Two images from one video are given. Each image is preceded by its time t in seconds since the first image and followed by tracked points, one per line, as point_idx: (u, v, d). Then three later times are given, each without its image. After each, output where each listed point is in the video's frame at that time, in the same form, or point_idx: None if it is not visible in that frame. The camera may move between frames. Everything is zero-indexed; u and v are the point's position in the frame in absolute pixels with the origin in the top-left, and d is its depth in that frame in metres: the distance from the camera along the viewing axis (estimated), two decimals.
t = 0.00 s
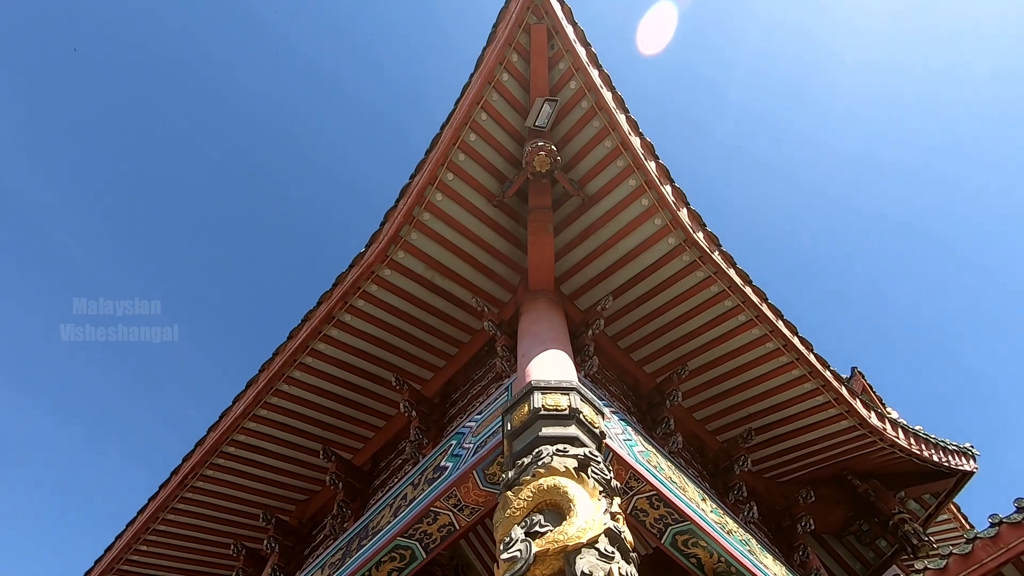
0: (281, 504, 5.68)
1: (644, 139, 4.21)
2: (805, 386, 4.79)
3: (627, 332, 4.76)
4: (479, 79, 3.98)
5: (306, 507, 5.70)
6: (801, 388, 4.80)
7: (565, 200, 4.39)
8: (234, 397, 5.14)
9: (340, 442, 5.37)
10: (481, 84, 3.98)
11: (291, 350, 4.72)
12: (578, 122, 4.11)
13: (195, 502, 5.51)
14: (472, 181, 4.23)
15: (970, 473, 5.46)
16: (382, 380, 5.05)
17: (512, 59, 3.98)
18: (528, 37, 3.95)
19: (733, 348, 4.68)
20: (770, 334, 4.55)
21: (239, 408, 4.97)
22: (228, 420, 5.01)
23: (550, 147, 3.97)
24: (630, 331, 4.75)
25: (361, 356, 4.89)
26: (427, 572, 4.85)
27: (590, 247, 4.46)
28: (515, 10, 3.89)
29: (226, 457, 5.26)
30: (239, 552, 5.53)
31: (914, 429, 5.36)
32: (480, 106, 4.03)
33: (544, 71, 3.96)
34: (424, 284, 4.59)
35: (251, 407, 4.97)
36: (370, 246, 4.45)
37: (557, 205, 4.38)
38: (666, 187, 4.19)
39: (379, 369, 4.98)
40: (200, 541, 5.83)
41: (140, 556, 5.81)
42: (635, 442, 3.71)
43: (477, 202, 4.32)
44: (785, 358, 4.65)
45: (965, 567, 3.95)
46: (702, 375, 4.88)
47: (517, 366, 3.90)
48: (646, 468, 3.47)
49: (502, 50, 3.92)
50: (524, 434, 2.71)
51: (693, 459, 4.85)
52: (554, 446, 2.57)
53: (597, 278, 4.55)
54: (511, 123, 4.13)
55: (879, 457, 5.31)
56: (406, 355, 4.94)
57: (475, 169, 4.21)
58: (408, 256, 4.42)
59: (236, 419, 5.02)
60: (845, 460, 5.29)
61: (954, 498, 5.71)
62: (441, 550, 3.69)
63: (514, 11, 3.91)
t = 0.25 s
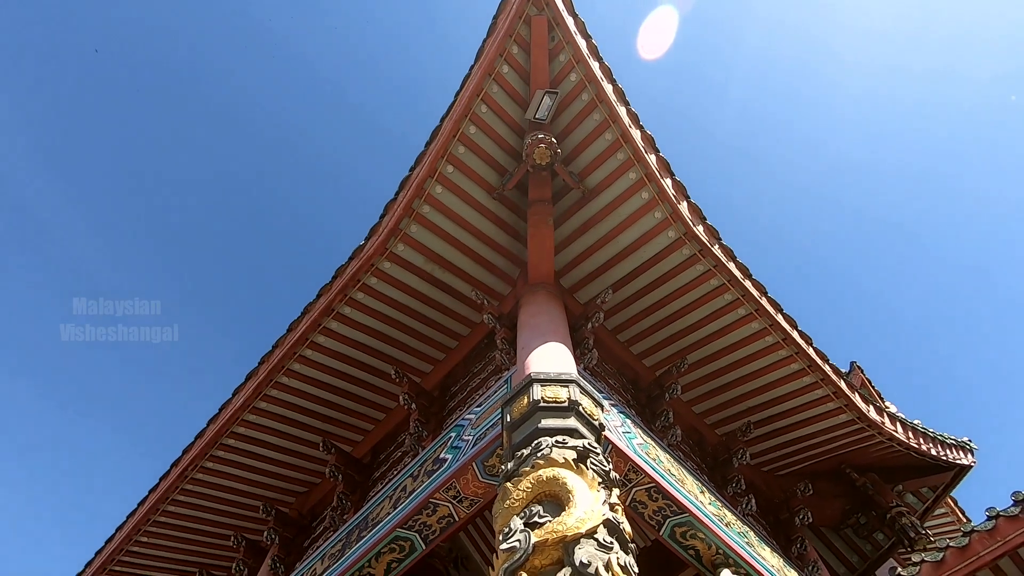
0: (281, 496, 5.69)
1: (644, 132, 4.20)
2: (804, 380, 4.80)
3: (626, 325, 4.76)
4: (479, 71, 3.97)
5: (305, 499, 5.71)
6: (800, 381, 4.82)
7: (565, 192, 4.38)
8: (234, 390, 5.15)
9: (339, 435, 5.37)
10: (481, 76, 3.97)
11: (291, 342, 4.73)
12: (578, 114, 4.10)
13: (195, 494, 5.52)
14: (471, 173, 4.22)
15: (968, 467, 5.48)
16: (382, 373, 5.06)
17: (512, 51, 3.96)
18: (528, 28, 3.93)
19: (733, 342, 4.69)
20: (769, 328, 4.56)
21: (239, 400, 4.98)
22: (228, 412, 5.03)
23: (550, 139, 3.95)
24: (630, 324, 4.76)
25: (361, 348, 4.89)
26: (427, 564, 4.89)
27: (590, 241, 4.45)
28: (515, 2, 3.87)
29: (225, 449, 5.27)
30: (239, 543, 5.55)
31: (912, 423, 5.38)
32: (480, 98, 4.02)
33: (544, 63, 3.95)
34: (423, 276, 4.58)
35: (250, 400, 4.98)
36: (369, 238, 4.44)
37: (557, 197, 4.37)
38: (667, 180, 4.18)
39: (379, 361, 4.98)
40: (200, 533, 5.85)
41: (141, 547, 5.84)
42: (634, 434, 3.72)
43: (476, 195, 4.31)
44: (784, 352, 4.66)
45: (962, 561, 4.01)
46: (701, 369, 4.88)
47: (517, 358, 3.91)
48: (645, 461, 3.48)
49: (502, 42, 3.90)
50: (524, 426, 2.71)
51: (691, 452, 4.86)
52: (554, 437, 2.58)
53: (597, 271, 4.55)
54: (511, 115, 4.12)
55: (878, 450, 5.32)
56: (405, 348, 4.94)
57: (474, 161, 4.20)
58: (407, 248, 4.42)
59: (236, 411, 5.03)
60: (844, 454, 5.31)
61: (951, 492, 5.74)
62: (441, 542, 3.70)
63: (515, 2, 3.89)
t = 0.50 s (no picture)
0: (282, 471, 5.75)
1: (645, 107, 4.16)
2: (802, 357, 4.83)
3: (625, 303, 4.77)
4: (478, 44, 3.91)
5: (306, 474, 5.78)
6: (798, 359, 4.85)
7: (565, 169, 4.35)
8: (234, 366, 5.18)
9: (340, 411, 5.41)
10: (481, 50, 3.91)
11: (290, 319, 4.75)
12: (579, 89, 4.05)
13: (197, 469, 5.59)
14: (471, 149, 4.18)
15: (961, 443, 5.55)
16: (382, 349, 5.08)
17: (512, 24, 3.90)
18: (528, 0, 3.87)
19: (731, 320, 4.71)
20: (768, 306, 4.58)
21: (240, 376, 5.02)
22: (229, 388, 5.07)
23: (550, 114, 3.92)
24: (629, 301, 4.77)
25: (360, 325, 4.90)
26: (427, 536, 4.99)
27: (590, 218, 4.44)
28: None
29: (227, 425, 5.32)
30: (242, 516, 5.63)
31: (907, 400, 5.43)
32: (479, 72, 3.97)
33: (544, 36, 3.89)
34: (422, 253, 4.58)
35: (251, 376, 5.02)
36: (368, 215, 4.43)
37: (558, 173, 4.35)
38: (667, 156, 4.15)
39: (378, 338, 5.00)
40: (203, 507, 5.93)
41: (145, 521, 5.92)
42: (632, 410, 3.75)
43: (476, 171, 4.28)
44: (782, 330, 4.69)
45: (953, 534, 4.08)
46: (700, 346, 4.91)
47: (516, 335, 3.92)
48: (643, 436, 3.52)
49: (502, 14, 3.84)
50: (523, 401, 2.74)
51: (688, 429, 4.91)
52: (552, 412, 2.60)
53: (596, 248, 4.54)
54: (511, 89, 4.07)
55: (873, 427, 5.38)
56: (405, 325, 4.96)
57: (474, 137, 4.16)
58: (406, 225, 4.41)
59: (237, 387, 5.07)
60: (839, 430, 5.37)
61: (944, 468, 5.81)
62: (440, 515, 3.75)
63: None
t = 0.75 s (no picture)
0: (282, 448, 5.80)
1: (646, 83, 4.11)
2: (800, 336, 4.85)
3: (624, 281, 4.77)
4: (477, 18, 3.84)
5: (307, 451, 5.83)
6: (796, 337, 4.87)
7: (564, 146, 4.32)
8: (234, 344, 5.20)
9: (339, 388, 5.44)
10: (479, 24, 3.85)
11: (289, 297, 4.75)
12: (579, 65, 4.00)
13: (199, 446, 5.64)
14: (469, 126, 4.14)
15: (956, 421, 5.60)
16: (381, 328, 5.09)
17: None
18: None
19: (730, 298, 4.71)
20: (767, 284, 4.59)
21: (240, 354, 5.04)
22: (229, 366, 5.10)
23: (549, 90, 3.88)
24: (628, 280, 4.77)
25: (359, 303, 4.91)
26: (427, 511, 5.06)
27: (590, 195, 4.42)
28: None
29: (227, 403, 5.36)
30: (244, 492, 5.69)
31: (903, 378, 5.47)
32: (477, 47, 3.91)
33: (544, 9, 3.83)
34: (421, 231, 4.56)
35: (251, 354, 5.04)
36: (366, 192, 4.42)
37: (557, 151, 4.34)
38: (668, 133, 4.12)
39: (377, 317, 5.02)
40: (206, 483, 5.99)
41: (148, 497, 6.00)
42: (630, 387, 3.78)
43: (474, 148, 4.25)
44: (780, 308, 4.70)
45: (945, 509, 4.13)
46: (698, 324, 4.93)
47: (514, 313, 3.93)
48: (640, 412, 3.55)
49: None
50: (521, 377, 2.75)
51: (686, 406, 4.95)
52: (550, 388, 2.62)
53: (595, 227, 4.53)
54: (510, 65, 4.02)
55: (868, 405, 5.43)
56: (404, 303, 4.97)
57: (472, 114, 4.12)
58: (405, 203, 4.39)
59: (237, 365, 5.10)
60: (835, 408, 5.42)
61: (938, 445, 5.87)
62: (440, 490, 3.80)
63: None
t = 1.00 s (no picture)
0: (283, 427, 5.84)
1: (646, 59, 4.07)
2: (797, 315, 4.87)
3: (623, 260, 4.77)
4: None
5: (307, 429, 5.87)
6: (794, 316, 4.88)
7: (563, 123, 4.28)
8: (233, 323, 5.22)
9: (339, 368, 5.46)
10: None
11: (288, 276, 4.75)
12: (579, 40, 3.94)
13: (199, 424, 5.68)
14: (467, 103, 4.10)
15: (951, 399, 5.64)
16: (380, 307, 5.10)
17: None
18: None
19: (729, 277, 4.72)
20: (766, 263, 4.59)
21: (239, 333, 5.07)
22: (229, 345, 5.13)
23: (548, 66, 3.84)
24: (627, 259, 4.76)
25: (357, 283, 4.92)
26: (426, 489, 5.11)
27: (589, 174, 4.40)
28: None
29: (227, 382, 5.40)
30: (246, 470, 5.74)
31: (900, 357, 5.50)
32: (475, 22, 3.86)
33: None
34: (419, 210, 4.55)
35: (250, 333, 5.07)
36: (363, 170, 4.40)
37: (557, 128, 4.28)
38: (668, 110, 4.08)
39: (376, 296, 5.02)
40: (207, 462, 6.05)
41: (151, 475, 6.06)
42: (628, 365, 3.80)
43: (472, 126, 4.21)
44: (779, 287, 4.71)
45: (938, 485, 4.18)
46: (696, 304, 4.94)
47: (513, 291, 3.95)
48: (638, 390, 3.57)
49: None
50: (519, 354, 2.77)
51: (683, 385, 4.98)
52: (549, 364, 2.64)
53: (595, 206, 4.51)
54: (508, 40, 3.96)
55: (865, 383, 5.46)
56: (403, 283, 4.97)
57: (470, 90, 4.07)
58: (402, 181, 4.37)
59: (236, 344, 5.13)
60: (832, 386, 5.46)
61: (933, 423, 5.92)
62: (439, 466, 3.84)
63: None
